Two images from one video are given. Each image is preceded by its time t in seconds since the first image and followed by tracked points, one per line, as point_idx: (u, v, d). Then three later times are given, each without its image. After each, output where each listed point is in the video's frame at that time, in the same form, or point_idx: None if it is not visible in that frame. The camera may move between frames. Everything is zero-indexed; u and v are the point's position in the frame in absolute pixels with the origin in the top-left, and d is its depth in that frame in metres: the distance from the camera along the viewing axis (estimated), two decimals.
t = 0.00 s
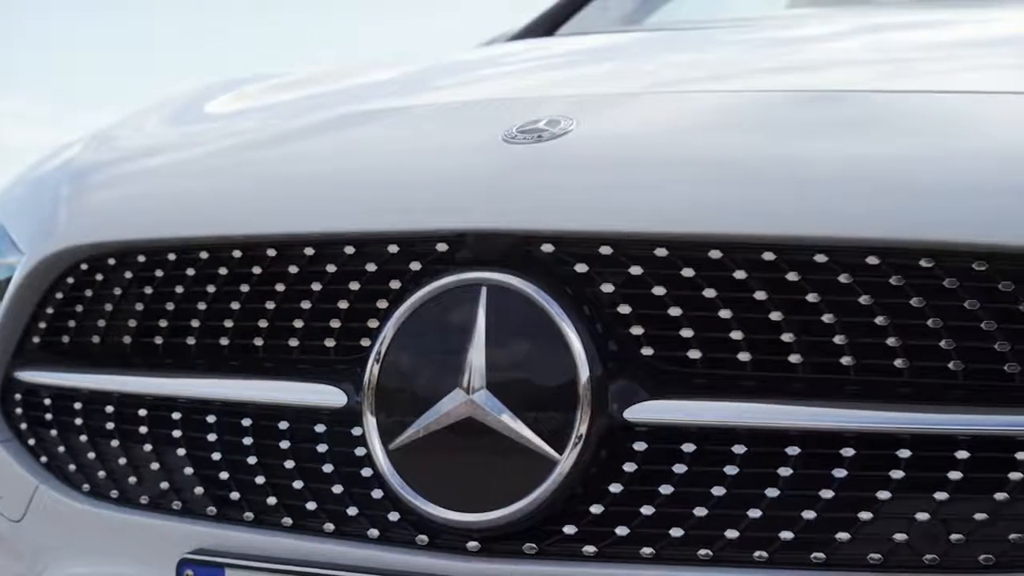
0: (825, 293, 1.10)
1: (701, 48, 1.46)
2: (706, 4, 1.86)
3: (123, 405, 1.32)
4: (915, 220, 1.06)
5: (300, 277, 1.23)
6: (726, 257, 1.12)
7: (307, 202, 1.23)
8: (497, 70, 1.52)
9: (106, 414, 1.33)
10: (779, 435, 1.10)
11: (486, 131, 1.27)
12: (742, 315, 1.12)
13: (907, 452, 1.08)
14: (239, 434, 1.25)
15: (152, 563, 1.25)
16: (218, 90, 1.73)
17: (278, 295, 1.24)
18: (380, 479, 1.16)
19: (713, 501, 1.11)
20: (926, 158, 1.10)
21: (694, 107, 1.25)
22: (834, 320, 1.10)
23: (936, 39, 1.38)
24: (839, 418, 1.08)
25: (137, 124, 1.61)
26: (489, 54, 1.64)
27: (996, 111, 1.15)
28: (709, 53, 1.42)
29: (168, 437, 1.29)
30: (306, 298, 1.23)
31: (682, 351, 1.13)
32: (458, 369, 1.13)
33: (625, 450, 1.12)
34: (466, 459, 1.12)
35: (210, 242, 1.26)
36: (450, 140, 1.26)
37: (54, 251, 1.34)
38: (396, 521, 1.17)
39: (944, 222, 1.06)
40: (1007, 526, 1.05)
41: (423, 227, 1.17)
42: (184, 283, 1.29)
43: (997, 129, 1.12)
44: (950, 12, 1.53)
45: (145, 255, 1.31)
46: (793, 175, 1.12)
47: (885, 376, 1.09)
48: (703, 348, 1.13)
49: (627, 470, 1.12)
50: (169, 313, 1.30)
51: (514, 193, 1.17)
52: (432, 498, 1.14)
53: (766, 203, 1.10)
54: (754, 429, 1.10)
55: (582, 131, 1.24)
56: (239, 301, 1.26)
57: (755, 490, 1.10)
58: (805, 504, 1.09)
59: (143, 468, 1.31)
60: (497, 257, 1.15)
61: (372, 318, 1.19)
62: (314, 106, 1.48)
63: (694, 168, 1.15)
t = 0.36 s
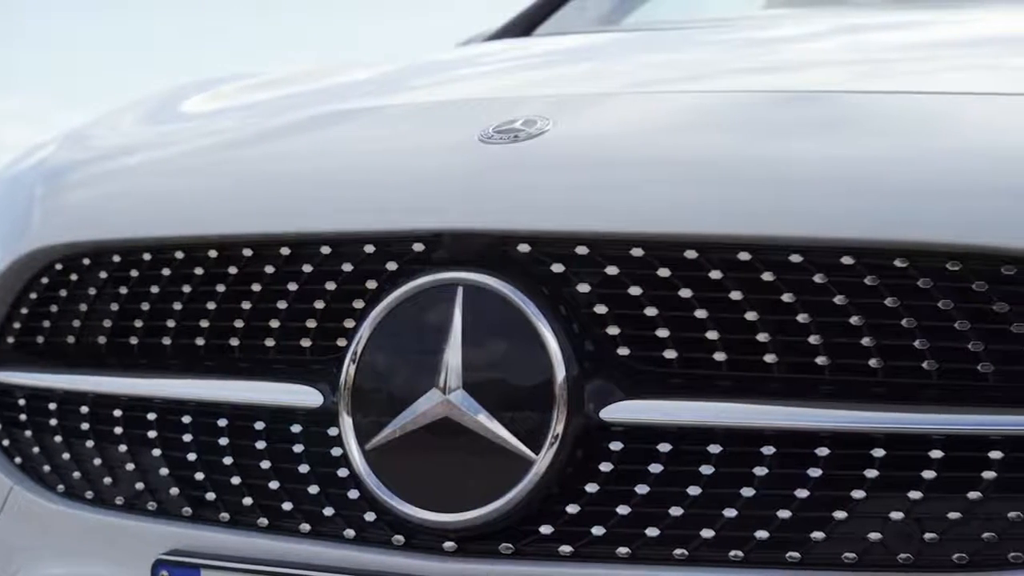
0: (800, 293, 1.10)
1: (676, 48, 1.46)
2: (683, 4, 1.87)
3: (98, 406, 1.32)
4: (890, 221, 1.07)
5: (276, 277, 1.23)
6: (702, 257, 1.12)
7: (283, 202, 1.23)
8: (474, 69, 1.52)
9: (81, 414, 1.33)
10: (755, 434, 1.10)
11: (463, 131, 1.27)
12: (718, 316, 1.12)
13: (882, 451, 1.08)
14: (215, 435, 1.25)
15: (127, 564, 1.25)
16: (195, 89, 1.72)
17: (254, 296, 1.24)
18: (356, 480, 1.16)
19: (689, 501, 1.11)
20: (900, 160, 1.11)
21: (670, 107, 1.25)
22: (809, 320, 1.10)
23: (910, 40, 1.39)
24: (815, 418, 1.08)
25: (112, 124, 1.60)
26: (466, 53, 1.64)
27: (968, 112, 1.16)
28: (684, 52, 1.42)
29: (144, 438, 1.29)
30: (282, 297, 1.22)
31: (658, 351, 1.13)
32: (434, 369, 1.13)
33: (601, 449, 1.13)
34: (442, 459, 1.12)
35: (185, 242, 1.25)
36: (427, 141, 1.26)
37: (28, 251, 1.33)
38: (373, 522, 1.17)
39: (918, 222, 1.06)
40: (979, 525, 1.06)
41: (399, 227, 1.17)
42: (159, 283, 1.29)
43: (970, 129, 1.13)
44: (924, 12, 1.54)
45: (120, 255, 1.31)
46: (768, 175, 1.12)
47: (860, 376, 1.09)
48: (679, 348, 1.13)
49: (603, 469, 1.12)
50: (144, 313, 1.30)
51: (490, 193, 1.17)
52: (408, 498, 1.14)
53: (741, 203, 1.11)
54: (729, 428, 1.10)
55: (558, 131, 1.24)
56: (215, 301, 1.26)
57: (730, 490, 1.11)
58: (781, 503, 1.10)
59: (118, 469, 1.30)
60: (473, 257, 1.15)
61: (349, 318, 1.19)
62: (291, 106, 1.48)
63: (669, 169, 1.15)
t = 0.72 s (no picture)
0: (774, 293, 1.11)
1: (653, 48, 1.47)
2: (662, 5, 1.87)
3: (71, 406, 1.31)
4: (864, 220, 1.07)
5: (250, 277, 1.23)
6: (676, 257, 1.12)
7: (258, 201, 1.23)
8: (452, 70, 1.52)
9: (54, 415, 1.33)
10: (729, 434, 1.11)
11: (438, 131, 1.27)
12: (693, 316, 1.12)
13: (855, 451, 1.09)
14: (189, 436, 1.24)
15: (101, 565, 1.25)
16: (171, 89, 1.72)
17: (228, 296, 1.24)
18: (330, 480, 1.16)
19: (663, 501, 1.11)
20: (873, 160, 1.11)
21: (644, 107, 1.26)
22: (783, 320, 1.10)
23: (884, 41, 1.39)
24: (787, 418, 1.09)
25: (86, 123, 1.60)
26: (444, 54, 1.64)
27: (942, 113, 1.16)
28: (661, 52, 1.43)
29: (118, 438, 1.29)
30: (257, 297, 1.22)
31: (632, 351, 1.13)
32: (409, 369, 1.13)
33: (575, 450, 1.13)
34: (417, 459, 1.12)
35: (158, 241, 1.25)
36: (402, 141, 1.26)
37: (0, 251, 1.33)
38: (347, 522, 1.17)
39: (891, 223, 1.07)
40: (951, 525, 1.07)
41: (374, 226, 1.17)
42: (133, 284, 1.29)
43: (944, 130, 1.13)
44: (900, 14, 1.55)
45: (93, 255, 1.30)
46: (741, 176, 1.12)
47: (833, 376, 1.10)
48: (654, 348, 1.13)
49: (577, 470, 1.12)
50: (118, 313, 1.29)
51: (465, 193, 1.17)
52: (383, 498, 1.14)
53: (715, 203, 1.11)
54: (704, 428, 1.10)
55: (533, 131, 1.24)
56: (189, 301, 1.25)
57: (705, 489, 1.11)
58: (755, 502, 1.10)
59: (91, 469, 1.30)
60: (447, 257, 1.15)
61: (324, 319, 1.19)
62: (267, 105, 1.48)
63: (643, 169, 1.15)
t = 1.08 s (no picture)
0: (747, 293, 1.11)
1: (627, 49, 1.47)
2: (638, 5, 1.87)
3: (42, 407, 1.31)
4: (834, 221, 1.08)
5: (223, 277, 1.22)
6: (650, 257, 1.12)
7: (231, 201, 1.22)
8: (426, 70, 1.52)
9: (25, 416, 1.32)
10: (702, 434, 1.11)
11: (413, 131, 1.27)
12: (666, 316, 1.12)
13: (827, 451, 1.09)
14: (162, 436, 1.24)
15: (73, 566, 1.25)
16: (147, 88, 1.72)
17: (202, 296, 1.23)
18: (304, 480, 1.16)
19: (637, 500, 1.12)
20: (845, 161, 1.12)
21: (618, 108, 1.26)
22: (756, 320, 1.11)
23: (858, 42, 1.40)
24: (760, 417, 1.09)
25: (60, 122, 1.60)
26: (420, 54, 1.64)
27: (913, 114, 1.17)
28: (635, 52, 1.43)
29: (90, 439, 1.28)
30: (230, 297, 1.22)
31: (606, 351, 1.13)
32: (383, 369, 1.12)
33: (549, 450, 1.13)
34: (390, 459, 1.12)
35: (130, 241, 1.25)
36: (375, 141, 1.26)
37: None
38: (321, 522, 1.17)
39: (861, 223, 1.07)
40: (923, 524, 1.07)
41: (347, 226, 1.17)
42: (105, 284, 1.28)
43: (914, 131, 1.14)
44: (873, 15, 1.55)
45: (65, 255, 1.30)
46: (713, 176, 1.13)
47: (806, 376, 1.10)
48: (627, 348, 1.13)
49: (552, 470, 1.12)
50: (90, 313, 1.29)
51: (439, 193, 1.17)
52: (356, 498, 1.13)
53: (687, 203, 1.11)
54: (677, 428, 1.11)
55: (507, 131, 1.24)
56: (162, 301, 1.25)
57: (678, 489, 1.11)
58: (728, 502, 1.10)
59: (63, 470, 1.30)
60: (421, 257, 1.15)
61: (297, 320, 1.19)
62: (241, 105, 1.47)
63: (616, 169, 1.15)
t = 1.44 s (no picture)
0: (721, 293, 1.11)
1: (601, 49, 1.47)
2: (614, 4, 1.87)
3: (14, 408, 1.31)
4: (807, 221, 1.08)
5: (196, 277, 1.22)
6: (624, 257, 1.12)
7: (204, 201, 1.22)
8: (401, 70, 1.52)
9: None
10: (676, 434, 1.11)
11: (387, 132, 1.27)
12: (640, 316, 1.12)
13: (801, 450, 1.09)
14: (135, 437, 1.24)
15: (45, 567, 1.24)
16: (122, 87, 1.71)
17: (175, 296, 1.23)
18: (277, 481, 1.15)
19: (611, 500, 1.12)
20: (817, 161, 1.12)
21: (592, 108, 1.26)
22: (730, 320, 1.11)
23: (831, 43, 1.40)
24: (733, 417, 1.09)
25: (33, 121, 1.59)
26: (396, 54, 1.64)
27: (884, 115, 1.17)
28: (610, 52, 1.43)
29: (63, 439, 1.28)
30: (203, 297, 1.22)
31: (580, 351, 1.13)
32: (357, 369, 1.12)
33: (524, 449, 1.12)
34: (364, 460, 1.12)
35: (103, 241, 1.24)
36: (350, 141, 1.26)
37: None
38: (294, 523, 1.16)
39: (835, 223, 1.07)
40: (895, 523, 1.08)
41: (321, 226, 1.16)
42: (78, 284, 1.28)
43: (886, 133, 1.14)
44: (847, 16, 1.56)
45: (37, 255, 1.29)
46: (686, 176, 1.13)
47: (779, 375, 1.10)
48: (602, 348, 1.13)
49: (526, 470, 1.12)
50: (63, 314, 1.29)
51: (412, 194, 1.16)
52: (330, 499, 1.13)
53: (661, 203, 1.11)
54: (650, 428, 1.11)
55: (481, 131, 1.24)
56: (135, 302, 1.25)
57: (652, 489, 1.11)
58: (701, 501, 1.10)
59: (36, 471, 1.30)
60: (395, 257, 1.15)
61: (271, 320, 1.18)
62: (215, 105, 1.47)
63: (590, 169, 1.15)
